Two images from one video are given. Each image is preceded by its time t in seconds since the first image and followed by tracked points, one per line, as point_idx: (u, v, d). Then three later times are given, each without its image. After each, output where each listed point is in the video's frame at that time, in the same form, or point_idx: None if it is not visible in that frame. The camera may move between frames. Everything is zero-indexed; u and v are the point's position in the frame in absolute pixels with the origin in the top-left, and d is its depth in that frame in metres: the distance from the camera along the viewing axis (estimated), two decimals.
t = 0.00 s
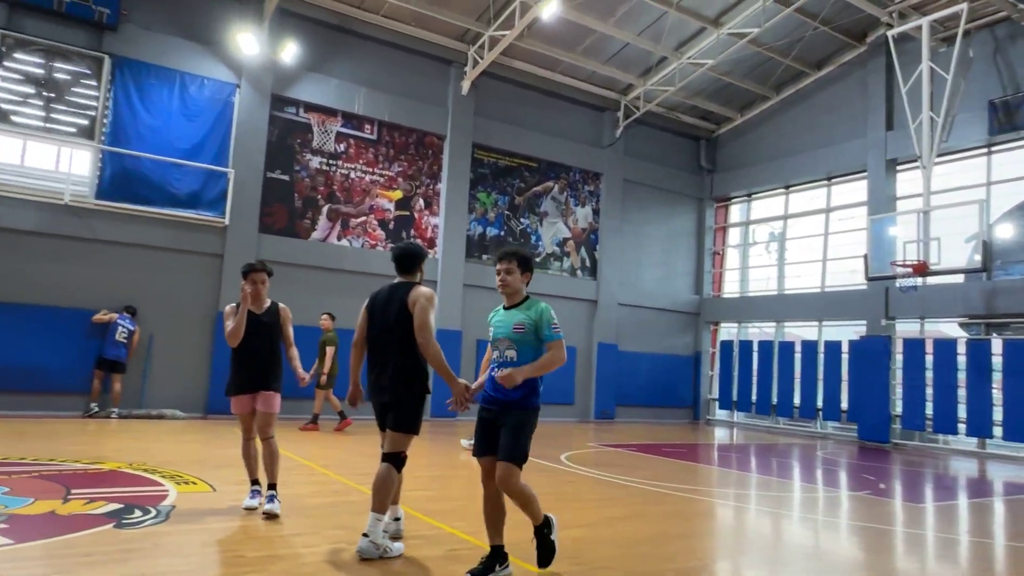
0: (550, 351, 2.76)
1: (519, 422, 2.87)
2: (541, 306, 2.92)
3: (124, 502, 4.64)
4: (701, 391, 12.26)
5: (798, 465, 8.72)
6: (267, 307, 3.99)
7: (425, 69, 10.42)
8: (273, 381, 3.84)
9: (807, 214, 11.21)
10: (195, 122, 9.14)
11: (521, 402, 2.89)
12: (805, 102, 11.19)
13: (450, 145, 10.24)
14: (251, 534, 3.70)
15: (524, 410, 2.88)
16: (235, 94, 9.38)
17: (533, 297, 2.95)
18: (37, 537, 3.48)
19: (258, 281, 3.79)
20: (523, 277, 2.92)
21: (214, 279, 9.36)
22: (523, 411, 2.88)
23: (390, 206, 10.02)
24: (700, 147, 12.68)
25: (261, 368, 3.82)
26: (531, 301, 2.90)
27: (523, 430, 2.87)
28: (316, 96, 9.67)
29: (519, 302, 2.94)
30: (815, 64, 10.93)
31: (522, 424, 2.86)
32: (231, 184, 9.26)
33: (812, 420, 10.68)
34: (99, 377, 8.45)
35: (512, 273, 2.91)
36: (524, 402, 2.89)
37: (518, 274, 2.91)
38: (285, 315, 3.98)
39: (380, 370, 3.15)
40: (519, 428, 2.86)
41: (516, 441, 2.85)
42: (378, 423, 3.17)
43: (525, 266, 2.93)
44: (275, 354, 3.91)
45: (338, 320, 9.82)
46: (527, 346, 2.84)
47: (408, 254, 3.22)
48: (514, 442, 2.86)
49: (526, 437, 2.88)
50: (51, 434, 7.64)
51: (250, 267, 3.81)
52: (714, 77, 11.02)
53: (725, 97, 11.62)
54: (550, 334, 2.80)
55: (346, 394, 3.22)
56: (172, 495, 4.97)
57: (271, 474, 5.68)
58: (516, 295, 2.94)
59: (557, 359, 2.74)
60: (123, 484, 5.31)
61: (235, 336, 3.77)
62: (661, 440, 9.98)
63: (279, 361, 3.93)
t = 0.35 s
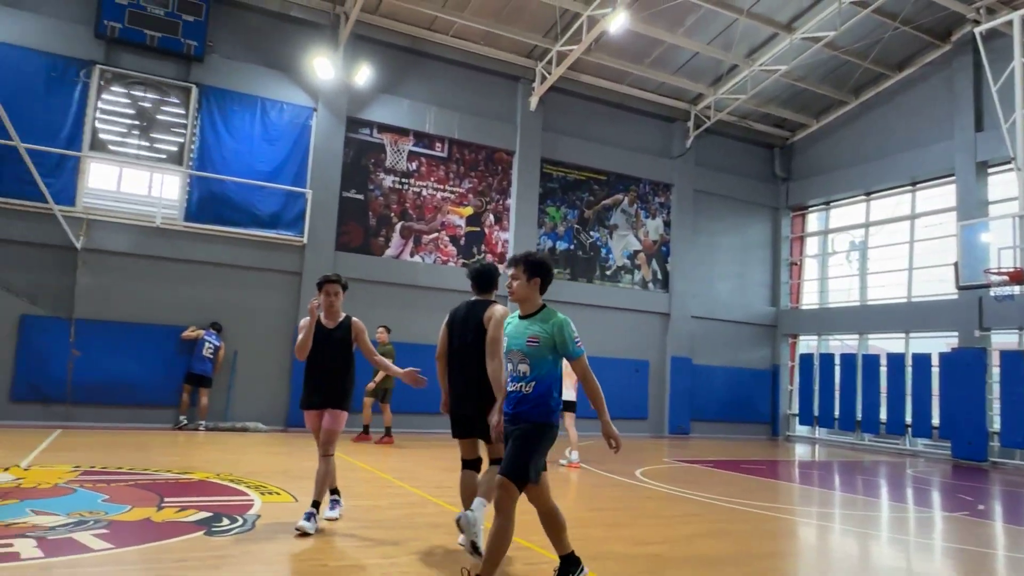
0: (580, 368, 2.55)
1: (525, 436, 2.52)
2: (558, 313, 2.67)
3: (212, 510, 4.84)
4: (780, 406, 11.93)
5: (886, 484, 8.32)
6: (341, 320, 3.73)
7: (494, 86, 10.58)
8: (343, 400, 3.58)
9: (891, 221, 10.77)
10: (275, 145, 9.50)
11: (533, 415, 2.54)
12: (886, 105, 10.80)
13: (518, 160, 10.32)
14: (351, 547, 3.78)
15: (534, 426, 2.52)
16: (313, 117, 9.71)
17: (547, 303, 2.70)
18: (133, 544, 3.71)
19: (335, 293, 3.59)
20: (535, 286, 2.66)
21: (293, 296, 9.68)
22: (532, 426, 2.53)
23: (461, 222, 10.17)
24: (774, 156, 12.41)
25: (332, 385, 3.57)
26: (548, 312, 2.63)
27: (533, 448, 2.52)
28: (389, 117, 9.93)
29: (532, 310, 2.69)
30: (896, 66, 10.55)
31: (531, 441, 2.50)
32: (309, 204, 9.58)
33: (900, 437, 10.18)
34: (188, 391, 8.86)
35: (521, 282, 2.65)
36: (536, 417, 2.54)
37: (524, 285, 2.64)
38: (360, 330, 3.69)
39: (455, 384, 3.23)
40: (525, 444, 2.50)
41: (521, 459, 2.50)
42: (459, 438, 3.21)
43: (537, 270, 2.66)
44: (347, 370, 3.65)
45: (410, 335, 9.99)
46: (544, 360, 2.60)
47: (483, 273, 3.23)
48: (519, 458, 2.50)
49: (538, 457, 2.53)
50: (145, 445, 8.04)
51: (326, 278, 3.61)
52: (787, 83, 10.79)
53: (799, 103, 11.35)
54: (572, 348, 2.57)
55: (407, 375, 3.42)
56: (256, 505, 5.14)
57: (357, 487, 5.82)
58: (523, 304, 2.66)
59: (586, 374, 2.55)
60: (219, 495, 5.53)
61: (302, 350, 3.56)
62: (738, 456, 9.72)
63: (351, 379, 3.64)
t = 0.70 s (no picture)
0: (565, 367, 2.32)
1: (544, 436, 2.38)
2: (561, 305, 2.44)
3: (292, 515, 5.00)
4: (862, 417, 11.49)
5: (981, 499, 7.88)
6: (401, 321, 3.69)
7: (559, 95, 10.62)
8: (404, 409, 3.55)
9: (980, 222, 10.25)
10: (347, 161, 9.75)
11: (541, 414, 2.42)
12: (971, 100, 10.32)
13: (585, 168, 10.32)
14: (439, 554, 3.85)
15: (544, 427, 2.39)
16: (383, 132, 9.92)
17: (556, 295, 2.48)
18: (218, 546, 3.90)
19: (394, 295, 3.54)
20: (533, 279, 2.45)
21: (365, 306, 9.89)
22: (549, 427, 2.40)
23: (528, 231, 10.21)
24: (851, 156, 12.02)
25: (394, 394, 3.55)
26: (547, 308, 2.44)
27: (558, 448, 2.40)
28: (456, 129, 10.08)
29: (542, 302, 2.51)
30: (982, 59, 10.08)
31: (550, 442, 2.37)
32: (380, 217, 9.78)
33: (995, 450, 9.65)
34: (267, 400, 9.15)
35: (518, 278, 2.49)
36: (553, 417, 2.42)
37: (527, 281, 2.46)
38: (418, 334, 3.60)
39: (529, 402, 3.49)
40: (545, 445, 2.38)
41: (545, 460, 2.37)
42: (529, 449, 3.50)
43: (528, 263, 2.43)
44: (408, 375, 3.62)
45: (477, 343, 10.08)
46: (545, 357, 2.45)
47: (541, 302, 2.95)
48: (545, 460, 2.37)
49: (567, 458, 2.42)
50: (226, 451, 8.38)
51: (385, 280, 3.57)
52: (863, 81, 10.47)
53: (877, 101, 10.98)
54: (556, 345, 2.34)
55: (456, 398, 3.17)
56: (333, 510, 5.24)
57: (431, 494, 5.91)
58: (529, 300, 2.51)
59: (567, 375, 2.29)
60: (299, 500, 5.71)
61: (358, 350, 3.64)
62: (816, 468, 9.41)
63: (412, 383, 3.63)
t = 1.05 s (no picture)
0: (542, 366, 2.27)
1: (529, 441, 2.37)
2: (556, 308, 2.41)
3: (366, 518, 5.11)
4: (949, 424, 10.98)
5: None
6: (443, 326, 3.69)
7: (624, 98, 10.60)
8: (448, 415, 3.52)
9: None
10: (415, 170, 9.93)
11: (524, 419, 2.40)
12: None
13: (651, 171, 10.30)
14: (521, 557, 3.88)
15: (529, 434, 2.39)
16: (449, 141, 10.06)
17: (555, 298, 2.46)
18: (298, 546, 4.05)
19: (433, 302, 3.55)
20: (532, 280, 2.45)
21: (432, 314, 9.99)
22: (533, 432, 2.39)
23: (595, 236, 10.18)
24: (932, 151, 11.53)
25: (438, 400, 3.52)
26: (541, 308, 2.43)
27: (543, 458, 2.38)
28: (521, 136, 10.14)
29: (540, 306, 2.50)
30: None
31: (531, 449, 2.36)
32: (447, 225, 9.90)
33: None
34: (340, 406, 9.37)
35: (520, 278, 2.51)
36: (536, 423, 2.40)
37: (528, 282, 2.47)
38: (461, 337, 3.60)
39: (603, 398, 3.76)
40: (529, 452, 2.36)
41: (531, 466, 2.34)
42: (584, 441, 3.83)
43: (528, 265, 2.45)
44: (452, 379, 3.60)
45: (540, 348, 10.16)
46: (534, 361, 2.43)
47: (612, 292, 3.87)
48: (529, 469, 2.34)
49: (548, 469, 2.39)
50: (299, 455, 8.65)
51: (425, 287, 3.59)
52: (945, 73, 10.05)
53: (961, 93, 10.52)
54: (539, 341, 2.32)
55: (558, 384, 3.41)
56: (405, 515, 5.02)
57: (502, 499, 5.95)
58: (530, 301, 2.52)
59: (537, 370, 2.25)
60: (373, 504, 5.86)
61: (400, 356, 3.68)
62: (900, 478, 9.02)
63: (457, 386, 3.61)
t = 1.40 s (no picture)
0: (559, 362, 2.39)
1: (513, 436, 2.39)
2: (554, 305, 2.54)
3: (438, 520, 5.17)
4: None
5: None
6: (472, 324, 3.62)
7: (691, 99, 10.57)
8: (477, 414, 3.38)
9: None
10: (481, 177, 10.06)
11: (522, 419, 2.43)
12: None
13: (720, 170, 10.23)
14: (597, 559, 3.87)
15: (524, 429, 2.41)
16: (514, 147, 10.14)
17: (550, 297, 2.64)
18: (375, 546, 4.16)
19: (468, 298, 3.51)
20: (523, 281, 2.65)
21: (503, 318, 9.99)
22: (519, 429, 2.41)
23: (663, 238, 10.15)
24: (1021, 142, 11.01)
25: (465, 400, 3.45)
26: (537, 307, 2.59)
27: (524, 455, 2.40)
28: (586, 139, 10.18)
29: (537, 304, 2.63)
30: None
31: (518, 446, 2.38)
32: (514, 230, 9.97)
33: None
34: (411, 411, 9.52)
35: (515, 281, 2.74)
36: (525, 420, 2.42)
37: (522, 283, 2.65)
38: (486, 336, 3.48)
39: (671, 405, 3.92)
40: (509, 448, 2.37)
41: (514, 463, 2.37)
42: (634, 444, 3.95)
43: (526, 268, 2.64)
44: (480, 380, 3.54)
45: (607, 351, 10.02)
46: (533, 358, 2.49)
47: (661, 300, 4.01)
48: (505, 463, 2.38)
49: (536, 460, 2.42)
50: (368, 458, 8.83)
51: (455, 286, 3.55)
52: None
53: None
54: (546, 340, 2.42)
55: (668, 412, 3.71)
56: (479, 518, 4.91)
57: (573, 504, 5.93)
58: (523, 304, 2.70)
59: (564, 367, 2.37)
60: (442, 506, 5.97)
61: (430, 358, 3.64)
62: (993, 487, 8.56)
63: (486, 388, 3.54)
